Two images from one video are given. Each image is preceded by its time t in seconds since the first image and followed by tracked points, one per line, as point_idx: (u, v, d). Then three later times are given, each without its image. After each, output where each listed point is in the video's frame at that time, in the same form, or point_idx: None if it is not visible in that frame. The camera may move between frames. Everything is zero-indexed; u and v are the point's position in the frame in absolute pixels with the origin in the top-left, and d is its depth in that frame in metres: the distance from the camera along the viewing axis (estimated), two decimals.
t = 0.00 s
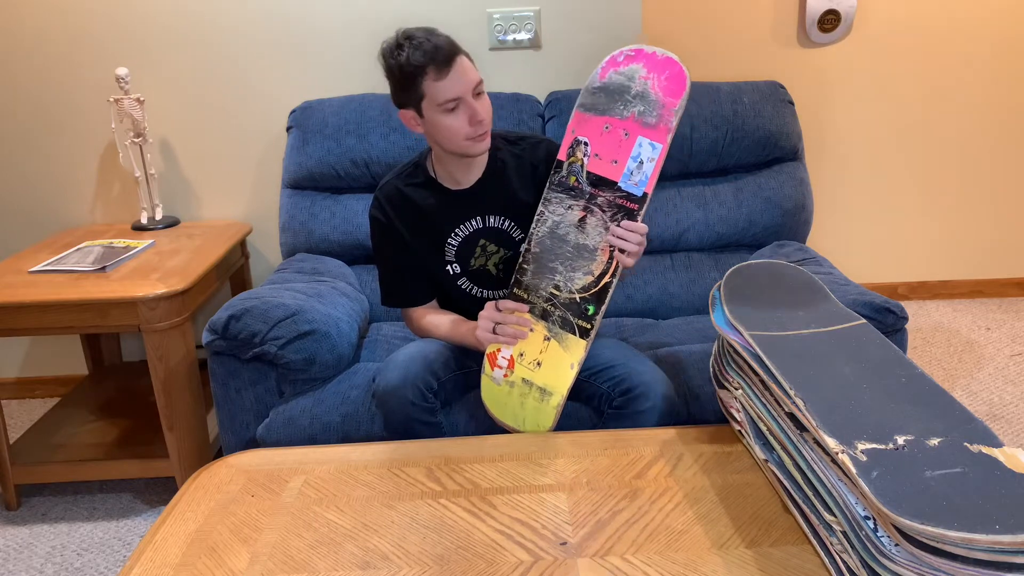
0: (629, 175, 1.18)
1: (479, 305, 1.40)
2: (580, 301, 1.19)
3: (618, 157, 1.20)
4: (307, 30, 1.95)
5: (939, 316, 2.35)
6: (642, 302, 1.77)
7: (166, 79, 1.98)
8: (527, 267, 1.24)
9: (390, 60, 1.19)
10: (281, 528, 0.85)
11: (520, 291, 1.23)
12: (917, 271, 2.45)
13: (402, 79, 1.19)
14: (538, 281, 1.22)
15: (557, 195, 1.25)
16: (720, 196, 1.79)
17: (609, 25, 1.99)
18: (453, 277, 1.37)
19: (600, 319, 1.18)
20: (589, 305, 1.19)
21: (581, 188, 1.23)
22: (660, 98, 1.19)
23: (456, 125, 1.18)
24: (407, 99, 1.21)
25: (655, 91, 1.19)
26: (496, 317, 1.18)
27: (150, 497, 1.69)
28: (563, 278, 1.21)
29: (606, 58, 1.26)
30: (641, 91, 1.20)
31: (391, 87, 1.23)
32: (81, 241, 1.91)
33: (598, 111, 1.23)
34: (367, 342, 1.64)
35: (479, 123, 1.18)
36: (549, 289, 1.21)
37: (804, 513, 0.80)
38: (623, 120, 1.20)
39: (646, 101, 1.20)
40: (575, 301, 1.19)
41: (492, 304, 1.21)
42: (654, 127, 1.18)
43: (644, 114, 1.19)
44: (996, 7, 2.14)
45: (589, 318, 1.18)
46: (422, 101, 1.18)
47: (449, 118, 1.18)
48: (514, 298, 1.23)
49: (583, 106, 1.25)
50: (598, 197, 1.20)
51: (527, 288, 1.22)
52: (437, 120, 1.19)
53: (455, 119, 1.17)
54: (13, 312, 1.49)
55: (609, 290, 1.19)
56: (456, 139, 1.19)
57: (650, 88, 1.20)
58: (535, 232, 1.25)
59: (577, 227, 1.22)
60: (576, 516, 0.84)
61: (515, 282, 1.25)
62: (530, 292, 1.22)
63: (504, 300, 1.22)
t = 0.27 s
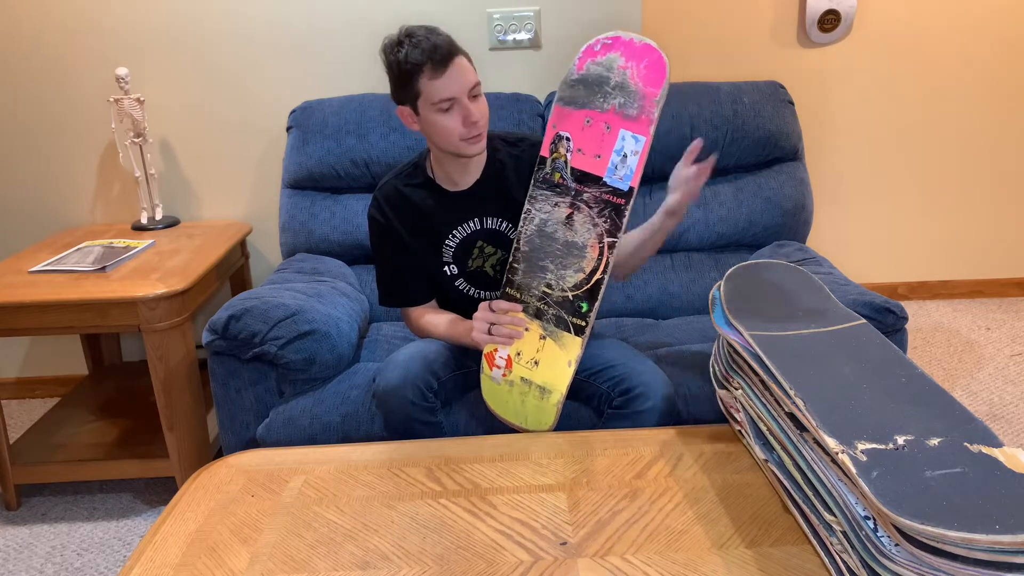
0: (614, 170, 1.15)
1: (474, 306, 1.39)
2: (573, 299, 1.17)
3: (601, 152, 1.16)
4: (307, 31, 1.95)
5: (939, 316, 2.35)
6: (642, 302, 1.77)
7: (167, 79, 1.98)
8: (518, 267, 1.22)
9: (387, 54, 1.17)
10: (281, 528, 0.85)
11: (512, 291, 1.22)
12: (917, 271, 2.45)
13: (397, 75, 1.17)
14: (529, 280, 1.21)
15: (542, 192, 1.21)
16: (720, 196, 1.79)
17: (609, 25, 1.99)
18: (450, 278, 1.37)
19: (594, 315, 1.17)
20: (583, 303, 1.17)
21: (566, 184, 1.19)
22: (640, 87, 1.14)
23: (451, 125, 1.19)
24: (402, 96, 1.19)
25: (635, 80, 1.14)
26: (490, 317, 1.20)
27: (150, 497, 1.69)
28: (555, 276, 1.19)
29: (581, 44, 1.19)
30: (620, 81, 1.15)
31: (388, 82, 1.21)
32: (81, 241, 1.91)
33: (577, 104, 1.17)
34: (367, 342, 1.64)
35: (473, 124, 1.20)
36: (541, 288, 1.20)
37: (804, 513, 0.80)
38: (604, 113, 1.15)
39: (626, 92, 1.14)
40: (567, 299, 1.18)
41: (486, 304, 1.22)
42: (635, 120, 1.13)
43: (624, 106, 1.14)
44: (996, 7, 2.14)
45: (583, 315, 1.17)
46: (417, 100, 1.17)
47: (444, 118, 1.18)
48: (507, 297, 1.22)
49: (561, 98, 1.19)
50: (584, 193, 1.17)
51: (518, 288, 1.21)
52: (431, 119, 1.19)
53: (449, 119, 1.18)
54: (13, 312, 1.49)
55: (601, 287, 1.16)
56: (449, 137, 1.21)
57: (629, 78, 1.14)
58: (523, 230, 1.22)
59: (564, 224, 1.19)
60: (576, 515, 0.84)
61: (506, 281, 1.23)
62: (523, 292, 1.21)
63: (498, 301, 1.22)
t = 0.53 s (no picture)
0: (604, 170, 1.14)
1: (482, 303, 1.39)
2: (568, 301, 1.17)
3: (591, 153, 1.15)
4: (307, 31, 1.95)
5: (939, 316, 2.35)
6: (643, 302, 1.77)
7: (166, 79, 1.98)
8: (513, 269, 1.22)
9: (391, 51, 1.18)
10: (281, 528, 0.85)
11: (507, 293, 1.22)
12: (917, 271, 2.45)
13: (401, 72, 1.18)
14: (523, 282, 1.21)
15: (533, 194, 1.21)
16: (720, 196, 1.79)
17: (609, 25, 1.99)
18: (455, 276, 1.37)
19: (589, 318, 1.16)
20: (577, 305, 1.17)
21: (557, 185, 1.18)
22: (628, 86, 1.13)
23: (454, 123, 1.19)
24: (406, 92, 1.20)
25: (623, 79, 1.13)
26: (486, 319, 1.21)
27: (150, 497, 1.69)
28: (548, 278, 1.19)
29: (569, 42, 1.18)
30: (608, 79, 1.14)
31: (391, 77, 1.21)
32: (81, 241, 1.91)
33: (566, 104, 1.17)
34: (367, 342, 1.64)
35: (476, 122, 1.20)
36: (535, 290, 1.20)
37: (804, 513, 0.80)
38: (592, 112, 1.15)
39: (614, 90, 1.14)
40: (563, 301, 1.18)
41: (483, 306, 1.23)
42: (624, 119, 1.12)
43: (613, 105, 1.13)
44: (996, 7, 2.14)
45: (578, 318, 1.16)
46: (420, 97, 1.17)
47: (447, 116, 1.18)
48: (502, 299, 1.22)
49: (549, 97, 1.18)
50: (575, 194, 1.16)
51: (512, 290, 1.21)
52: (435, 117, 1.19)
53: (452, 117, 1.18)
54: (13, 312, 1.49)
55: (595, 290, 1.16)
56: (453, 135, 1.21)
57: (617, 76, 1.13)
58: (516, 231, 1.22)
59: (556, 226, 1.19)
60: (576, 516, 0.84)
61: (502, 283, 1.23)
62: (518, 294, 1.21)
63: (493, 303, 1.22)
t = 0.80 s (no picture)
0: (601, 175, 1.14)
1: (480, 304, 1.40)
2: (565, 305, 1.17)
3: (588, 157, 1.14)
4: (307, 31, 1.95)
5: (939, 316, 2.35)
6: (642, 302, 1.77)
7: (166, 79, 1.98)
8: (510, 272, 1.22)
9: (392, 52, 1.18)
10: (281, 528, 0.85)
11: (504, 296, 1.22)
12: (917, 271, 2.45)
13: (402, 74, 1.18)
14: (520, 285, 1.21)
15: (530, 197, 1.21)
16: (720, 196, 1.79)
17: (609, 24, 1.99)
18: (453, 276, 1.37)
19: (586, 321, 1.16)
20: (575, 309, 1.17)
21: (553, 189, 1.18)
22: (625, 90, 1.12)
23: (454, 126, 1.19)
24: (406, 94, 1.20)
25: (619, 83, 1.12)
26: (483, 322, 1.20)
27: (150, 497, 1.69)
28: (546, 282, 1.19)
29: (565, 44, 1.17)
30: (604, 83, 1.13)
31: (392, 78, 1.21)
32: (81, 241, 1.91)
33: (563, 108, 1.16)
34: (367, 342, 1.64)
35: (476, 124, 1.20)
36: (532, 293, 1.20)
37: (804, 513, 0.80)
38: (589, 116, 1.14)
39: (611, 94, 1.13)
40: (560, 305, 1.17)
41: (480, 308, 1.23)
42: (621, 124, 1.12)
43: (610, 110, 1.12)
44: (995, 7, 2.15)
45: (575, 321, 1.16)
46: (420, 100, 1.17)
47: (447, 119, 1.18)
48: (500, 301, 1.23)
49: (546, 101, 1.18)
50: (571, 199, 1.16)
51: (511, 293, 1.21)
52: (435, 119, 1.19)
53: (452, 120, 1.18)
54: (12, 312, 1.49)
55: (593, 294, 1.16)
56: (453, 138, 1.21)
57: (614, 79, 1.12)
58: (514, 234, 1.23)
59: (553, 230, 1.19)
60: (576, 515, 0.84)
61: (500, 285, 1.24)
62: (515, 297, 1.21)
63: (491, 305, 1.23)
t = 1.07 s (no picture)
0: (606, 178, 1.13)
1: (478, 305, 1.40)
2: (570, 307, 1.17)
3: (593, 160, 1.14)
4: (307, 31, 1.95)
5: (939, 316, 2.35)
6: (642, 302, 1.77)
7: (166, 79, 1.98)
8: (515, 274, 1.23)
9: (391, 59, 1.19)
10: (281, 528, 0.85)
11: (509, 297, 1.23)
12: (917, 271, 2.45)
13: (400, 80, 1.19)
14: (526, 287, 1.21)
15: (535, 199, 1.21)
16: (720, 196, 1.79)
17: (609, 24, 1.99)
18: (452, 277, 1.38)
19: (592, 323, 1.16)
20: (580, 311, 1.16)
21: (558, 191, 1.18)
22: (630, 93, 1.11)
23: (453, 131, 1.19)
24: (406, 100, 1.21)
25: (625, 86, 1.12)
26: (488, 324, 1.19)
27: (150, 497, 1.69)
28: (551, 284, 1.19)
29: (570, 48, 1.18)
30: (609, 86, 1.13)
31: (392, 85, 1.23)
32: (81, 241, 1.91)
33: (568, 110, 1.16)
34: (367, 342, 1.64)
35: (475, 129, 1.19)
36: (537, 295, 1.20)
37: (804, 513, 0.80)
38: (594, 119, 1.14)
39: (616, 97, 1.13)
40: (564, 305, 1.17)
41: (485, 309, 1.22)
42: (626, 126, 1.11)
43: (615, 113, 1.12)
44: (995, 7, 2.15)
45: (581, 323, 1.16)
46: (418, 106, 1.18)
47: (445, 124, 1.18)
48: (505, 303, 1.23)
49: (551, 104, 1.18)
50: (576, 201, 1.16)
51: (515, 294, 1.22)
52: (433, 125, 1.19)
53: (451, 126, 1.18)
54: (12, 312, 1.49)
55: (599, 295, 1.16)
56: (451, 144, 1.21)
57: (619, 82, 1.12)
58: (519, 236, 1.23)
59: (558, 231, 1.19)
60: (576, 515, 0.84)
61: (504, 287, 1.24)
62: (519, 298, 1.21)
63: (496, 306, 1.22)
